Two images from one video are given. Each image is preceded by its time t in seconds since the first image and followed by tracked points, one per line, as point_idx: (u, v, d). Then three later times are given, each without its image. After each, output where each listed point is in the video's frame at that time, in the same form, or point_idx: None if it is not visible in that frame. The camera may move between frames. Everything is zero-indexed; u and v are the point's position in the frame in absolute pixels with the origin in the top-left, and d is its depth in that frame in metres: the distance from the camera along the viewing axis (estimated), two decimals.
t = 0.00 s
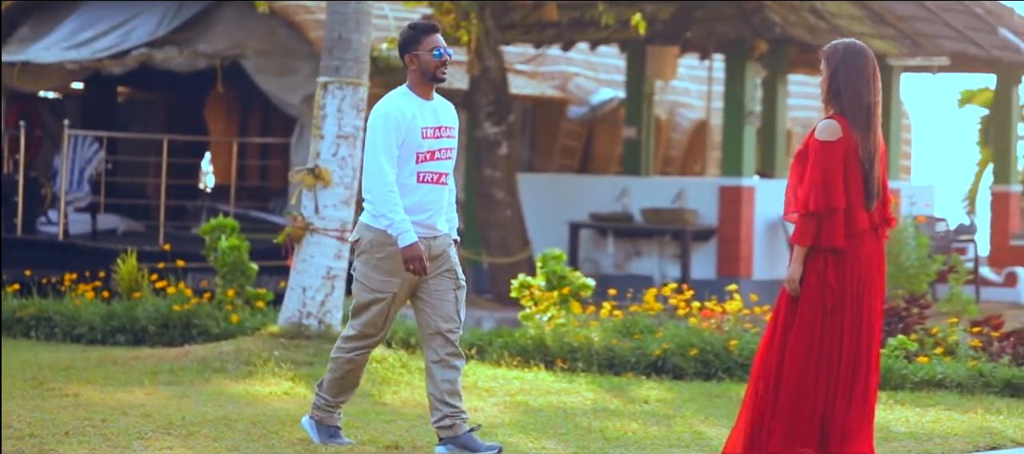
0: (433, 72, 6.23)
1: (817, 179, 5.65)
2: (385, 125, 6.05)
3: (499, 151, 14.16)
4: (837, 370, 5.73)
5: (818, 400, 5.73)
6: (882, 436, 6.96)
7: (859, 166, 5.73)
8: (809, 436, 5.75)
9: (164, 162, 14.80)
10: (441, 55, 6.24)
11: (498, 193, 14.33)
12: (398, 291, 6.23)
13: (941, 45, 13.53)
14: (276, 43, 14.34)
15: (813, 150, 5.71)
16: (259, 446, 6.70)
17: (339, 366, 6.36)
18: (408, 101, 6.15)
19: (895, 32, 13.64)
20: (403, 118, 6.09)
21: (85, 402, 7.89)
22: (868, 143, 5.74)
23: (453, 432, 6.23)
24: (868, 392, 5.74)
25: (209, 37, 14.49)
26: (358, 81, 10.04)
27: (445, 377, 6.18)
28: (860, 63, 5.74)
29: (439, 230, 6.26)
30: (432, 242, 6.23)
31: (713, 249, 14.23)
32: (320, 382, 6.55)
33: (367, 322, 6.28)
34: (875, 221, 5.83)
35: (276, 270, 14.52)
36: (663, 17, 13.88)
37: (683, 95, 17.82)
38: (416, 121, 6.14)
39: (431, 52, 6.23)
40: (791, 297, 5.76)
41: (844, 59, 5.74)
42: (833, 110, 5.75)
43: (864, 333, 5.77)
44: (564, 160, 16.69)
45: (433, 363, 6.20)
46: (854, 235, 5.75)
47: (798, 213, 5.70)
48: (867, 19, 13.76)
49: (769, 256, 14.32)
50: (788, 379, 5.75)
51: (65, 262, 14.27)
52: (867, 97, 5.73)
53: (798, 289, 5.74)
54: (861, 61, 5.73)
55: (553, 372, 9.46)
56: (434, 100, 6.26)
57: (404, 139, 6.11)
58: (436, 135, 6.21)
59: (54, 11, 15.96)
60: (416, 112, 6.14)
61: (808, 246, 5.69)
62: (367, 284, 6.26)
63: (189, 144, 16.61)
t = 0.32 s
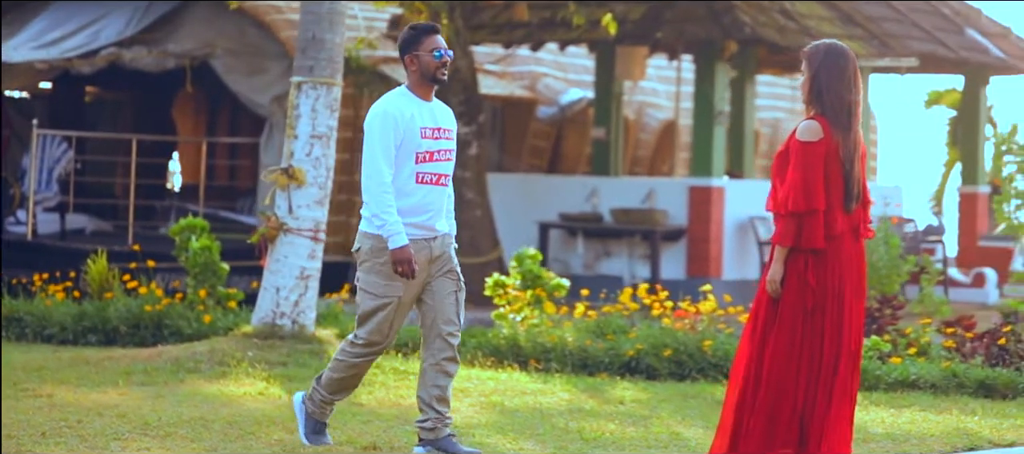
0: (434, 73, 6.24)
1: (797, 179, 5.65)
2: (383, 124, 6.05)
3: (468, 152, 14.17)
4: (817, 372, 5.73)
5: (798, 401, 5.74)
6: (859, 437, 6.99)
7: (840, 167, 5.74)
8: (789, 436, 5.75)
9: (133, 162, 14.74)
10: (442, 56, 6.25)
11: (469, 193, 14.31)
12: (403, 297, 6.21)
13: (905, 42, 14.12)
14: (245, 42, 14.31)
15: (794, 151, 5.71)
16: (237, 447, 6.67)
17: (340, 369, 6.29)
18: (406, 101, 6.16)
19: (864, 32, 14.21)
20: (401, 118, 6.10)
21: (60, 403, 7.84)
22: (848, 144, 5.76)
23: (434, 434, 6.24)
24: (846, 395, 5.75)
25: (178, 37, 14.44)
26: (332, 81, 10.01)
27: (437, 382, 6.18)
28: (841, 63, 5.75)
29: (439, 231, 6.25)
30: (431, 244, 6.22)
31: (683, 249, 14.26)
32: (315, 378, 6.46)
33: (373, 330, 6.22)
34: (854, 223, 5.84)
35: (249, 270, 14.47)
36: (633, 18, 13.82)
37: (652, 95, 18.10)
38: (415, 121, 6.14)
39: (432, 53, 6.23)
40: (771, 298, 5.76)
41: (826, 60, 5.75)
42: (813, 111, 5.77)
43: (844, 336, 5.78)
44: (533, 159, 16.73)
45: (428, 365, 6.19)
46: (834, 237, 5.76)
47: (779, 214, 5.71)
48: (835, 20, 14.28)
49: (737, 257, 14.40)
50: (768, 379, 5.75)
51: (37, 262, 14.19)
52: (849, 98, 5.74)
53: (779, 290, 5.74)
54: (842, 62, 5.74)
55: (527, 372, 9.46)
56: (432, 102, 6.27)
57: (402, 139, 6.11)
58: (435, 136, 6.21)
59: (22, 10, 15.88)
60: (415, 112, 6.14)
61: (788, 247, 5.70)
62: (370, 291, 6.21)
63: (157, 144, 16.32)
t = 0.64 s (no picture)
0: (429, 71, 6.24)
1: (774, 179, 5.68)
2: (373, 120, 6.04)
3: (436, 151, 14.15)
4: (794, 370, 5.74)
5: (774, 400, 5.74)
6: (833, 437, 7.02)
7: (817, 167, 5.76)
8: (763, 434, 5.75)
9: (99, 161, 14.66)
10: (437, 54, 6.23)
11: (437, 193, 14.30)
12: (408, 290, 6.15)
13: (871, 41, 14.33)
14: (211, 42, 14.26)
15: (770, 151, 5.74)
16: (212, 448, 6.65)
17: (348, 366, 6.22)
18: (398, 97, 6.16)
19: (829, 32, 14.31)
20: (392, 114, 6.09)
21: (31, 404, 7.78)
22: (825, 143, 5.78)
23: (410, 435, 6.29)
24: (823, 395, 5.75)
25: (144, 36, 14.37)
26: (302, 81, 9.98)
27: (421, 384, 6.24)
28: (818, 64, 5.78)
29: (431, 230, 6.24)
30: (424, 243, 6.21)
31: (649, 248, 14.29)
32: (319, 368, 6.36)
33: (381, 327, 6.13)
34: (831, 223, 5.86)
35: (217, 270, 14.42)
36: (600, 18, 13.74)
37: (617, 95, 18.03)
38: (405, 117, 6.14)
39: (428, 50, 6.23)
40: (748, 297, 5.78)
41: (803, 60, 5.78)
42: (791, 111, 5.79)
43: (822, 336, 5.79)
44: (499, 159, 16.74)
45: (411, 367, 6.26)
46: (810, 237, 5.78)
47: (757, 213, 5.74)
48: (801, 20, 14.33)
49: (703, 257, 14.52)
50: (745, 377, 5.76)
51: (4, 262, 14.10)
52: (826, 99, 5.77)
53: (756, 290, 5.76)
54: (819, 63, 5.77)
55: (498, 372, 9.46)
56: (425, 99, 6.26)
57: (392, 137, 6.10)
58: (426, 134, 6.20)
59: None
60: (405, 107, 6.14)
61: (765, 247, 5.72)
62: (374, 288, 6.13)
63: (121, 143, 16.25)
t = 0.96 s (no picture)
0: (422, 67, 6.32)
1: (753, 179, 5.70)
2: (363, 115, 6.11)
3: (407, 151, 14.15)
4: (773, 370, 5.75)
5: (753, 400, 5.75)
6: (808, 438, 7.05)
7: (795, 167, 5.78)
8: (741, 435, 5.76)
9: (67, 161, 14.58)
10: (431, 50, 6.31)
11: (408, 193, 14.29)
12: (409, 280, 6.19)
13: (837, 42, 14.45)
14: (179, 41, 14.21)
15: (750, 151, 5.75)
16: (187, 449, 6.62)
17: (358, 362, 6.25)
18: (390, 92, 6.22)
19: (797, 32, 14.43)
20: (382, 108, 6.16)
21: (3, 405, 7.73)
22: (804, 143, 5.80)
23: (389, 434, 6.34)
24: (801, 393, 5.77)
25: (111, 35, 14.31)
26: (274, 80, 9.96)
27: (401, 384, 6.31)
28: (797, 64, 5.79)
29: (423, 226, 6.30)
30: (417, 239, 6.26)
31: (617, 249, 14.30)
32: (330, 368, 6.41)
33: (389, 316, 6.12)
34: (809, 223, 5.87)
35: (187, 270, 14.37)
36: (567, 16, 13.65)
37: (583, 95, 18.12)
38: (396, 112, 6.21)
39: (422, 46, 6.31)
40: (727, 296, 5.78)
41: (781, 61, 5.79)
42: (770, 111, 5.81)
43: (801, 335, 5.80)
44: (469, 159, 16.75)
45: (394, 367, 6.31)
46: (789, 236, 5.79)
47: (735, 213, 5.75)
48: (768, 19, 14.37)
49: (671, 257, 14.59)
50: (724, 377, 5.76)
51: None
52: (805, 99, 5.78)
53: (735, 289, 5.76)
54: (797, 63, 5.78)
55: (471, 372, 9.46)
56: (417, 95, 6.34)
57: (382, 131, 6.16)
58: (416, 129, 6.27)
59: None
60: (396, 102, 6.21)
61: (744, 247, 5.73)
62: (377, 279, 6.14)
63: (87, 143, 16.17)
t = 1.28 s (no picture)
0: (414, 65, 6.30)
1: (733, 180, 5.71)
2: (354, 112, 6.09)
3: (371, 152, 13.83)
4: (753, 372, 5.77)
5: (733, 402, 5.76)
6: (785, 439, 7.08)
7: (776, 167, 5.80)
8: (721, 437, 5.77)
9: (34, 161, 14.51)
10: (423, 48, 6.29)
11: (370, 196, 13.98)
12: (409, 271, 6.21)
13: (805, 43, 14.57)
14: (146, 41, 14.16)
15: (730, 152, 5.77)
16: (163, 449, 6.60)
17: (376, 360, 6.14)
18: (382, 89, 6.22)
19: (765, 33, 14.52)
20: (374, 105, 6.16)
21: None
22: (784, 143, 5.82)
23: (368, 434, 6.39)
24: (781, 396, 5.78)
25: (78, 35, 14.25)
26: (246, 80, 9.93)
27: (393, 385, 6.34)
28: (777, 65, 5.81)
29: (416, 224, 6.32)
30: (410, 236, 6.29)
31: (585, 250, 14.31)
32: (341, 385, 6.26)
33: (394, 306, 6.10)
34: (789, 224, 5.89)
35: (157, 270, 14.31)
36: (537, 18, 13.67)
37: (549, 95, 18.16)
38: (388, 109, 6.21)
39: (414, 44, 6.28)
40: (707, 297, 5.80)
41: (761, 61, 5.81)
42: (750, 112, 5.82)
43: (781, 338, 5.81)
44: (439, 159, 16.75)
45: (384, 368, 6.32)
46: (769, 237, 5.81)
47: (716, 214, 5.77)
48: (736, 21, 14.54)
49: (640, 258, 14.64)
50: (703, 380, 5.78)
51: None
52: (785, 99, 5.81)
53: (715, 290, 5.78)
54: (777, 63, 5.81)
55: (444, 373, 9.46)
56: (409, 92, 6.33)
57: (374, 128, 6.16)
58: (409, 126, 6.27)
59: None
60: (389, 99, 6.21)
61: (724, 248, 5.74)
62: (380, 272, 6.13)
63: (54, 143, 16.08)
